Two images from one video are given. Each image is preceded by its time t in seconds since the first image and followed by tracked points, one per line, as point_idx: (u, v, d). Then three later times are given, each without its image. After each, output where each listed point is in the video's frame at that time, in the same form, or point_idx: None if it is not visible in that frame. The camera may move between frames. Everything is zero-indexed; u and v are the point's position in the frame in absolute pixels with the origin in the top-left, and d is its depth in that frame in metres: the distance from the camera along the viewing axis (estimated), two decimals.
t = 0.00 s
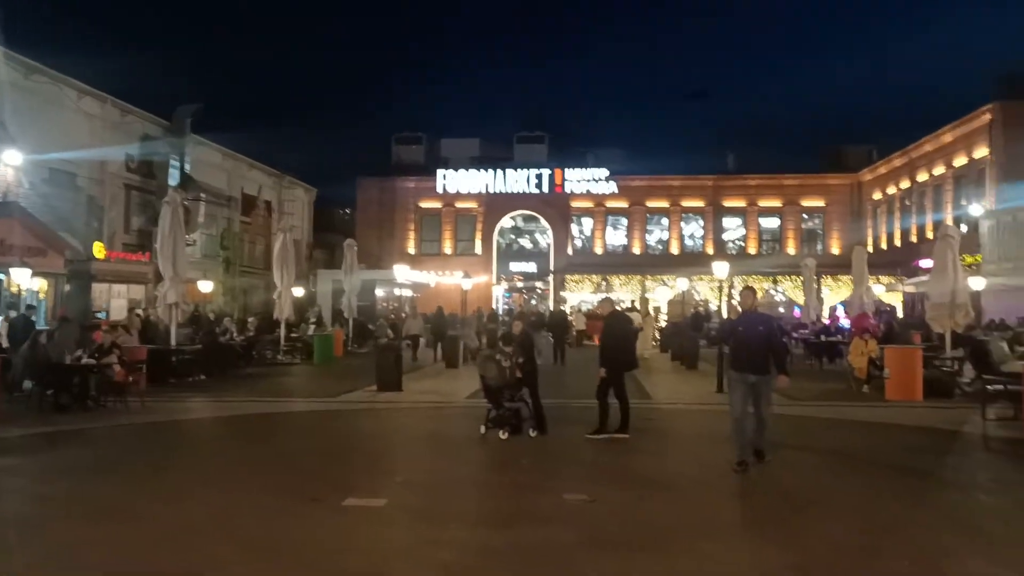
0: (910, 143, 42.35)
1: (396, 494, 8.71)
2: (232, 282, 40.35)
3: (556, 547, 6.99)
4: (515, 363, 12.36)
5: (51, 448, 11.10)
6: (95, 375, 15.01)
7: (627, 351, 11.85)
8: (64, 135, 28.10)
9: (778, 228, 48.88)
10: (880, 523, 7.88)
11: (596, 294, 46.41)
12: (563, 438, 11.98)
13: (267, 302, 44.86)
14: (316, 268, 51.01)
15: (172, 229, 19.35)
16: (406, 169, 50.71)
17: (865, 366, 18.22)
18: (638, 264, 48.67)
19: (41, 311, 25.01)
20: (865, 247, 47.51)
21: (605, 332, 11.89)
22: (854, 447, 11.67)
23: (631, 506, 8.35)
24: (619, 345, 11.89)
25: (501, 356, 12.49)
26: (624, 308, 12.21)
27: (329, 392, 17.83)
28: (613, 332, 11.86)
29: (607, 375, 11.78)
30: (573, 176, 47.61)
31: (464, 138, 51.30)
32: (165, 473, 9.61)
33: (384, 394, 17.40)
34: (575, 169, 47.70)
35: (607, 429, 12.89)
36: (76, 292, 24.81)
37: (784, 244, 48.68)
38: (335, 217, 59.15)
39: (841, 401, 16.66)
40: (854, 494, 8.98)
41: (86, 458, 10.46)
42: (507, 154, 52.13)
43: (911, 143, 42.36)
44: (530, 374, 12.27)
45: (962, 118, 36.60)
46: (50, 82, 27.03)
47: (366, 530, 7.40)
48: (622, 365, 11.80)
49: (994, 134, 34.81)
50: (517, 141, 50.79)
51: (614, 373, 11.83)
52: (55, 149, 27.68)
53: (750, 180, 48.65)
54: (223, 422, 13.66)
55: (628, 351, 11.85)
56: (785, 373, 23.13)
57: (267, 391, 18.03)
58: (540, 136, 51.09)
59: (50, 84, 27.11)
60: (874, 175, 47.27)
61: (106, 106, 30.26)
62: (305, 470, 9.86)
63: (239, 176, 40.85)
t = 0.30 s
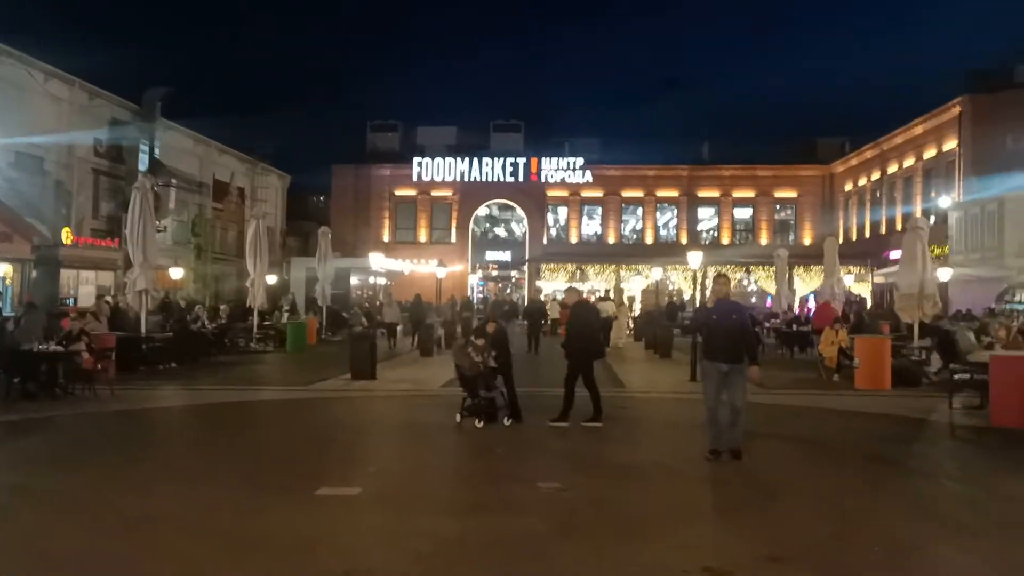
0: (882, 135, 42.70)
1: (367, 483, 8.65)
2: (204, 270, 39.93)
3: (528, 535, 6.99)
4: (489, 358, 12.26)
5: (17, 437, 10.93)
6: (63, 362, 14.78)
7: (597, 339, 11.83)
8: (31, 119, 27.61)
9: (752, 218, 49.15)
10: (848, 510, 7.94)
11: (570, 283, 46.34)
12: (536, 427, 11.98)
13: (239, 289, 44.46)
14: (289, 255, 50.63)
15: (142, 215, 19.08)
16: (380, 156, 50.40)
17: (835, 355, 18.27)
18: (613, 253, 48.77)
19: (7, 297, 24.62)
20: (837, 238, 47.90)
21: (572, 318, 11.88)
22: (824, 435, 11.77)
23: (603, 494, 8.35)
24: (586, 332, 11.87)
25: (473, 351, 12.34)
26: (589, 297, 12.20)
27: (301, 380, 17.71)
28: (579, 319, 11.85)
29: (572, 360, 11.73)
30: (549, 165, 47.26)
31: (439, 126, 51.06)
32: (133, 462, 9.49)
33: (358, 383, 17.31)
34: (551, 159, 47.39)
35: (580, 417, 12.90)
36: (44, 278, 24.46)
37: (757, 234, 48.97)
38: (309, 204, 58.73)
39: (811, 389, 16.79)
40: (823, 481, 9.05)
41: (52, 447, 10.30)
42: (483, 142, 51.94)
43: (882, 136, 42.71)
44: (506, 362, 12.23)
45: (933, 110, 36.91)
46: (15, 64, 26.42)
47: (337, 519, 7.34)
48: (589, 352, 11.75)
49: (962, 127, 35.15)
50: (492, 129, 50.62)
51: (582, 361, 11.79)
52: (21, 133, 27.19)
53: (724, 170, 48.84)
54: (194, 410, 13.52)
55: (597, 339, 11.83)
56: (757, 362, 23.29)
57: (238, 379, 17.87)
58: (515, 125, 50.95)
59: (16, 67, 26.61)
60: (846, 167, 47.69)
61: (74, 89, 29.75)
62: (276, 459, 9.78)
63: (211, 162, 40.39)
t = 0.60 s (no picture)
0: (859, 130, 42.97)
1: (343, 475, 8.57)
2: (179, 259, 39.52)
3: (506, 527, 6.95)
4: (467, 358, 12.05)
5: None
6: (35, 351, 14.57)
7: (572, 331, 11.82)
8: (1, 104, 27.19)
9: (729, 211, 49.35)
10: (824, 501, 8.00)
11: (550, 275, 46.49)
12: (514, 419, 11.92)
13: (215, 279, 44.10)
14: (266, 244, 50.27)
15: (114, 203, 18.81)
16: (359, 146, 50.13)
17: (811, 348, 18.48)
18: (591, 245, 48.84)
19: None
20: (814, 232, 48.22)
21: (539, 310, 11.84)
22: (798, 427, 11.86)
23: (580, 486, 8.32)
24: (555, 324, 11.82)
25: (449, 349, 12.10)
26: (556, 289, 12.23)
27: (277, 371, 17.58)
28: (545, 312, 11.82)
29: (541, 354, 11.71)
30: (528, 156, 47.17)
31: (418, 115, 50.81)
32: (106, 453, 9.38)
33: (335, 373, 17.22)
34: (530, 150, 47.39)
35: (559, 409, 12.90)
36: (16, 266, 24.13)
37: (734, 227, 49.20)
38: (286, 193, 58.36)
39: (786, 382, 16.86)
40: (799, 472, 9.12)
41: (24, 438, 10.15)
42: (462, 132, 51.80)
43: (859, 130, 42.97)
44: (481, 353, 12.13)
45: (908, 105, 37.19)
46: None
47: (313, 512, 7.26)
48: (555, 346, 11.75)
49: (937, 121, 35.46)
50: (471, 120, 50.47)
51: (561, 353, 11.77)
52: None
53: (702, 163, 48.99)
54: (169, 401, 13.38)
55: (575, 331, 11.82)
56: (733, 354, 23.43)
57: (214, 369, 17.71)
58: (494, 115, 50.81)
59: None
60: (822, 161, 48.02)
61: (46, 74, 29.30)
62: (253, 450, 9.70)
63: (186, 150, 39.97)
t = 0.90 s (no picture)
0: (835, 128, 43.28)
1: (321, 470, 8.48)
2: (153, 252, 39.09)
3: (484, 522, 6.92)
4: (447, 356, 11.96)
5: None
6: (6, 345, 14.35)
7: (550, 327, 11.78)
8: None
9: (706, 208, 49.56)
10: (800, 495, 8.03)
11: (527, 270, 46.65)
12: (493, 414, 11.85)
13: (190, 273, 43.71)
14: (241, 238, 49.90)
15: (87, 195, 18.58)
16: (337, 139, 49.87)
17: (786, 344, 18.46)
18: (569, 240, 48.89)
19: None
20: (790, 229, 48.53)
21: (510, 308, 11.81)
22: (774, 422, 11.90)
23: (560, 482, 8.27)
24: (531, 320, 11.76)
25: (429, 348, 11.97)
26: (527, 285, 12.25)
27: (253, 366, 17.44)
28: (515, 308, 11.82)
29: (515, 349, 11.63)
30: (507, 151, 47.23)
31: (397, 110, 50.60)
32: (78, 449, 9.24)
33: (312, 368, 17.11)
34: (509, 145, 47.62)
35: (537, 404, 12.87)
36: None
37: (711, 223, 49.43)
38: (263, 186, 57.98)
39: (762, 377, 16.92)
40: (776, 467, 9.13)
41: None
42: (441, 126, 51.65)
43: (835, 128, 43.29)
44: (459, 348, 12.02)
45: (883, 103, 37.51)
46: None
47: (290, 507, 7.18)
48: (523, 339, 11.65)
49: (912, 119, 35.83)
50: (449, 114, 50.34)
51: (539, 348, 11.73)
52: None
53: (680, 159, 49.17)
54: (143, 396, 13.22)
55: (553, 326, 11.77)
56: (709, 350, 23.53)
57: (190, 364, 17.54)
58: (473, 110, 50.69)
59: None
60: (798, 158, 48.34)
61: (18, 65, 28.91)
62: (228, 446, 9.58)
63: (161, 141, 39.56)
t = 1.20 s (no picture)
0: (814, 127, 43.52)
1: (304, 468, 8.41)
2: (130, 248, 38.69)
3: (467, 520, 6.86)
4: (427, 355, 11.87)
5: None
6: None
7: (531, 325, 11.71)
8: None
9: (687, 206, 49.73)
10: (783, 491, 8.04)
11: (509, 267, 46.72)
12: (475, 412, 11.79)
13: (168, 270, 43.35)
14: (220, 234, 49.53)
15: (63, 191, 18.32)
16: (317, 136, 49.61)
17: (766, 341, 18.61)
18: (550, 237, 48.92)
19: None
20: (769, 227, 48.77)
21: (488, 302, 11.78)
22: (755, 419, 11.89)
23: (543, 479, 8.26)
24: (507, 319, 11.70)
25: (411, 344, 11.90)
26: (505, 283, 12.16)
27: (233, 364, 17.27)
28: (493, 301, 11.81)
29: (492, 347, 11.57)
30: (488, 149, 47.22)
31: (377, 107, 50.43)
32: (54, 448, 9.09)
33: (292, 366, 16.97)
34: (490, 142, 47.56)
35: (517, 401, 12.81)
36: None
37: (692, 221, 49.59)
38: (242, 183, 57.58)
39: (741, 374, 16.92)
40: (758, 463, 9.14)
41: None
42: (422, 123, 51.50)
43: (814, 127, 43.53)
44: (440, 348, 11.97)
45: (861, 103, 37.77)
46: None
47: (272, 506, 7.10)
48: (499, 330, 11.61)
49: (889, 118, 35.96)
50: (431, 111, 50.20)
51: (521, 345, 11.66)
52: None
53: (661, 158, 49.29)
54: (121, 395, 13.05)
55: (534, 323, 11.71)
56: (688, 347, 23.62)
57: (169, 361, 17.35)
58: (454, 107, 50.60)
59: None
60: (777, 157, 48.60)
61: None
62: (208, 445, 9.45)
63: (138, 137, 39.17)
